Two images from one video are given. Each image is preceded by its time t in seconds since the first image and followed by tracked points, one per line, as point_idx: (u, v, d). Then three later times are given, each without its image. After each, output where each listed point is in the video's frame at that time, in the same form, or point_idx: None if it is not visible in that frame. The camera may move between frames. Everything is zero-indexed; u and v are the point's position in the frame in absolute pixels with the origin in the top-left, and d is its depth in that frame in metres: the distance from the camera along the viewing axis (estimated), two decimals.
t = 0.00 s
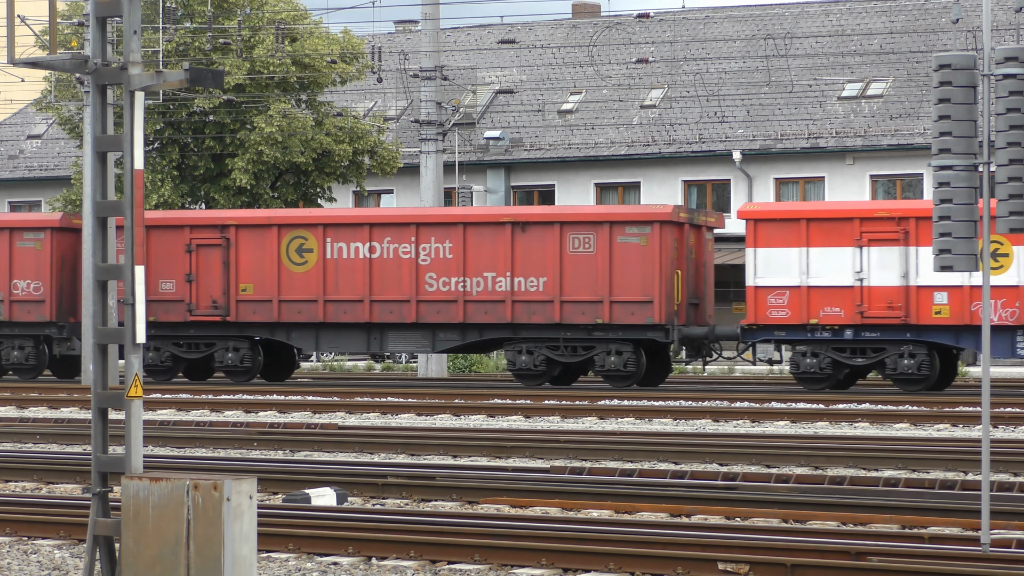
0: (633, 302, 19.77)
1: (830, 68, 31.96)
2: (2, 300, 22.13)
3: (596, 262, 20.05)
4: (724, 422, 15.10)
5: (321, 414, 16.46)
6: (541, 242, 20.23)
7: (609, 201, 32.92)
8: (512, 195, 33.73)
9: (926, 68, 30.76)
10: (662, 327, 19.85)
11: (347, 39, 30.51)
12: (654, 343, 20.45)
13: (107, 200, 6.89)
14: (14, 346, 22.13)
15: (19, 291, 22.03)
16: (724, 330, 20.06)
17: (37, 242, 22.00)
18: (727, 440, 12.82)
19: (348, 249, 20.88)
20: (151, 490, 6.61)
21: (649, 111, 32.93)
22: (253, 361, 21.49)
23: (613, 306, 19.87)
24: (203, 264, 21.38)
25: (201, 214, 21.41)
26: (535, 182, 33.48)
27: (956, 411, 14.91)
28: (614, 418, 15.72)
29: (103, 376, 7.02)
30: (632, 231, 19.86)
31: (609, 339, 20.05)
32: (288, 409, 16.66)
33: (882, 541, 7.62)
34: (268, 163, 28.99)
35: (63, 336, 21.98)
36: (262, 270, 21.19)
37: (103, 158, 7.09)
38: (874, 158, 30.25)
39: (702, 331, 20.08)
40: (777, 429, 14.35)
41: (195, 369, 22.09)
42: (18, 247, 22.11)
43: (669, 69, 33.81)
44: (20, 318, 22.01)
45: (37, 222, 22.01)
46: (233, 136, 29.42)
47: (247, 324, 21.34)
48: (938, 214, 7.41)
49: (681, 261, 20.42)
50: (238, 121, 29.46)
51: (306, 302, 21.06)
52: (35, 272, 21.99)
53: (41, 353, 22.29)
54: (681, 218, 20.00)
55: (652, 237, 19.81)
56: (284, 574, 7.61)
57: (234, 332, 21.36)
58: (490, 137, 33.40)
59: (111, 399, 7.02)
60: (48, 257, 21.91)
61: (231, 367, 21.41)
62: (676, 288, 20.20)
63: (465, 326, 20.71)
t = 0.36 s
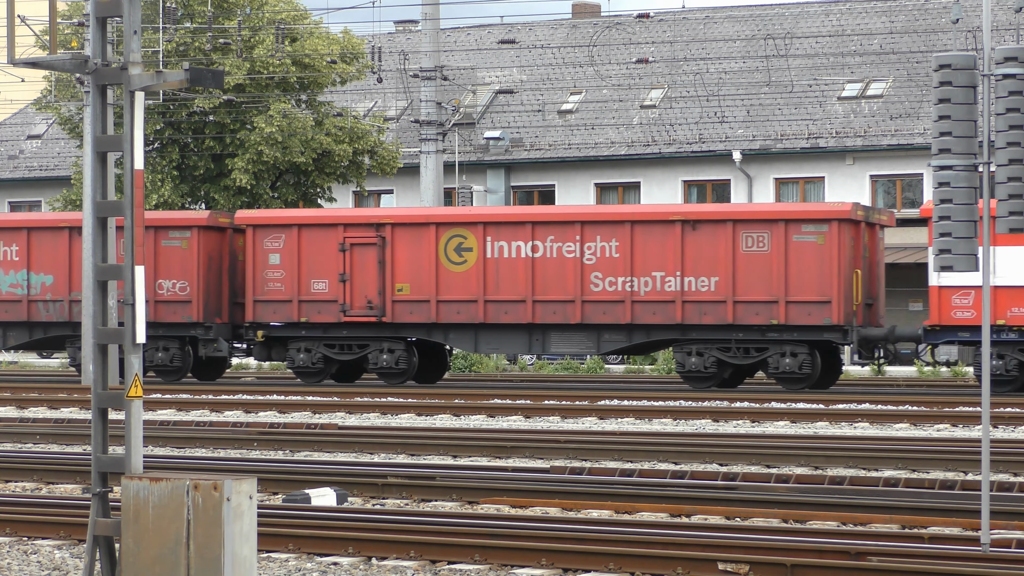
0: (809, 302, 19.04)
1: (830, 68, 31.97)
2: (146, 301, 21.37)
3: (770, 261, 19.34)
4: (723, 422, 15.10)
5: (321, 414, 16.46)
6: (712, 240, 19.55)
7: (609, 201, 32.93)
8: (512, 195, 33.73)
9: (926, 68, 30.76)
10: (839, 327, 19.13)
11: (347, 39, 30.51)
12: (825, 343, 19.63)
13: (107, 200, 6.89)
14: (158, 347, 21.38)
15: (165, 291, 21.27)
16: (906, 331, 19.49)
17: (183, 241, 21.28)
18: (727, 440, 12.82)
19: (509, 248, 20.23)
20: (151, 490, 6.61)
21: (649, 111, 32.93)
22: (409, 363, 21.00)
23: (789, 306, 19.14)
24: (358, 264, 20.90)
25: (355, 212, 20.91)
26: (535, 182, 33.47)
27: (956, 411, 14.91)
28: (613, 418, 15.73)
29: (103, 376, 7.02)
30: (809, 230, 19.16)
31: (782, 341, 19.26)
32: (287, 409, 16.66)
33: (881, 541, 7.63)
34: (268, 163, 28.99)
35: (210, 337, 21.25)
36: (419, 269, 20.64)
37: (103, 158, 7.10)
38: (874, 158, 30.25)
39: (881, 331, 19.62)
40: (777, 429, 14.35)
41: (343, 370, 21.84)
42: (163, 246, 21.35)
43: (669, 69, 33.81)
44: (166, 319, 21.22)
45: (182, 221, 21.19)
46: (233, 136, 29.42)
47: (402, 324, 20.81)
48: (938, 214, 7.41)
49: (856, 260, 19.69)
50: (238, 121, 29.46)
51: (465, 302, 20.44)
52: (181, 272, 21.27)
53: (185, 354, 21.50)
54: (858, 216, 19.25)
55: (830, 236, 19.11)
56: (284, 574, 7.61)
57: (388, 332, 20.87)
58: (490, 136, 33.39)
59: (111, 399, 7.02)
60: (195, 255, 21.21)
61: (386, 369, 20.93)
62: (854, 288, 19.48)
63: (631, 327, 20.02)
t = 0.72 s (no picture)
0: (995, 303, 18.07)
1: (830, 68, 31.96)
2: (298, 300, 20.70)
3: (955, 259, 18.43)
4: (723, 422, 15.10)
5: (321, 414, 16.46)
6: (894, 239, 18.68)
7: (609, 201, 32.93)
8: (512, 196, 33.73)
9: (926, 68, 30.75)
10: None
11: (347, 39, 30.51)
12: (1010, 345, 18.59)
13: (107, 200, 6.89)
14: (309, 348, 20.89)
15: (317, 291, 20.66)
16: None
17: (336, 239, 20.65)
18: (728, 440, 12.82)
19: (678, 247, 19.51)
20: (151, 490, 6.61)
21: (649, 111, 32.93)
22: (571, 364, 20.12)
23: (919, 306, 18.38)
24: (519, 263, 20.19)
25: (517, 210, 20.23)
26: (535, 182, 33.48)
27: (956, 412, 14.91)
28: (614, 418, 15.73)
29: (103, 377, 7.02)
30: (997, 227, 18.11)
31: (966, 341, 18.28)
32: (287, 409, 16.66)
33: (881, 541, 7.63)
34: (268, 163, 28.99)
35: (363, 338, 20.68)
36: (583, 268, 19.94)
37: (103, 158, 7.10)
38: (874, 158, 30.25)
39: None
40: (777, 429, 14.35)
41: (503, 369, 21.26)
42: (315, 244, 20.74)
43: (670, 69, 33.80)
44: (318, 320, 20.60)
45: (334, 220, 20.60)
46: (233, 136, 29.43)
47: (564, 325, 20.09)
48: (938, 214, 7.41)
49: None
50: (238, 121, 29.47)
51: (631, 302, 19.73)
52: (334, 271, 20.66)
53: (337, 355, 21.03)
54: None
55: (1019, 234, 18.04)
56: (284, 574, 7.61)
57: (551, 334, 20.11)
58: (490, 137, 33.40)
59: (111, 399, 7.02)
60: (348, 253, 20.58)
61: (548, 370, 20.12)
62: None
63: (807, 328, 19.26)
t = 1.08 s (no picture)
0: None
1: (830, 68, 31.97)
2: (455, 301, 20.33)
3: None
4: (723, 422, 15.10)
5: (321, 414, 16.46)
6: None
7: (609, 201, 32.94)
8: (511, 196, 33.74)
9: (926, 68, 30.76)
10: None
11: (347, 39, 30.50)
12: None
13: (107, 200, 6.88)
14: (467, 349, 20.41)
15: (475, 291, 20.30)
16: None
17: (495, 239, 20.30)
18: (729, 440, 12.82)
19: (857, 246, 18.92)
20: (151, 490, 6.61)
21: (649, 111, 32.93)
22: (741, 367, 19.45)
23: (940, 306, 18.48)
24: (688, 263, 19.62)
25: (683, 208, 19.63)
26: (535, 182, 33.49)
27: (956, 412, 14.91)
28: (613, 418, 15.72)
29: (103, 376, 7.02)
30: None
31: None
32: (287, 409, 16.66)
33: (882, 541, 7.63)
34: (268, 163, 29.00)
35: (523, 339, 20.22)
36: (756, 267, 19.34)
37: (103, 158, 7.09)
38: (874, 158, 30.25)
39: None
40: (777, 429, 14.35)
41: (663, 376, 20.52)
42: (474, 244, 20.37)
43: (669, 69, 33.79)
44: (476, 320, 20.22)
45: (494, 218, 20.28)
46: (233, 136, 29.42)
47: (735, 327, 19.48)
48: (938, 213, 7.41)
49: None
50: (238, 121, 29.46)
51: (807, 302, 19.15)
52: (493, 270, 20.31)
53: (495, 357, 20.49)
54: None
55: None
56: (284, 574, 7.61)
57: (720, 335, 19.49)
58: (490, 136, 33.41)
59: (111, 399, 7.03)
60: (508, 253, 20.23)
61: (717, 373, 19.46)
62: None
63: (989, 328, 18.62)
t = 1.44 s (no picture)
0: None
1: (830, 68, 31.97)
2: (621, 301, 19.75)
3: None
4: (723, 422, 15.10)
5: (321, 414, 16.46)
6: None
7: (609, 201, 32.94)
8: (512, 196, 33.73)
9: (926, 68, 30.76)
10: None
11: (347, 39, 30.51)
12: None
13: (107, 201, 6.88)
14: (631, 350, 19.76)
15: (641, 291, 19.72)
16: None
17: (663, 237, 19.72)
18: (729, 440, 12.82)
19: None
20: (151, 490, 6.61)
21: (649, 110, 32.94)
22: (921, 369, 18.89)
23: (961, 306, 18.59)
24: (866, 262, 19.20)
25: (861, 207, 19.23)
26: (535, 182, 33.49)
27: (957, 411, 14.91)
28: (613, 418, 15.73)
29: (103, 376, 7.02)
30: None
31: None
32: (287, 409, 16.67)
33: (882, 541, 7.63)
34: (268, 163, 28.99)
35: (691, 340, 19.60)
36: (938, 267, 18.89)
37: (103, 158, 7.09)
38: (874, 158, 30.26)
39: None
40: (777, 429, 14.35)
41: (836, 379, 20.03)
42: (640, 242, 19.79)
43: (670, 69, 33.80)
44: (643, 321, 19.63)
45: (664, 215, 19.66)
46: (233, 136, 29.42)
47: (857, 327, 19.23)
48: (938, 214, 7.42)
49: None
50: (238, 121, 29.47)
51: (936, 302, 18.78)
52: (660, 270, 19.73)
53: (661, 358, 19.81)
54: None
55: None
56: (284, 574, 7.61)
57: (899, 336, 18.99)
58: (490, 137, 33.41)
59: (111, 399, 7.03)
60: (676, 252, 19.65)
61: (896, 376, 18.95)
62: None
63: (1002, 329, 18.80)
